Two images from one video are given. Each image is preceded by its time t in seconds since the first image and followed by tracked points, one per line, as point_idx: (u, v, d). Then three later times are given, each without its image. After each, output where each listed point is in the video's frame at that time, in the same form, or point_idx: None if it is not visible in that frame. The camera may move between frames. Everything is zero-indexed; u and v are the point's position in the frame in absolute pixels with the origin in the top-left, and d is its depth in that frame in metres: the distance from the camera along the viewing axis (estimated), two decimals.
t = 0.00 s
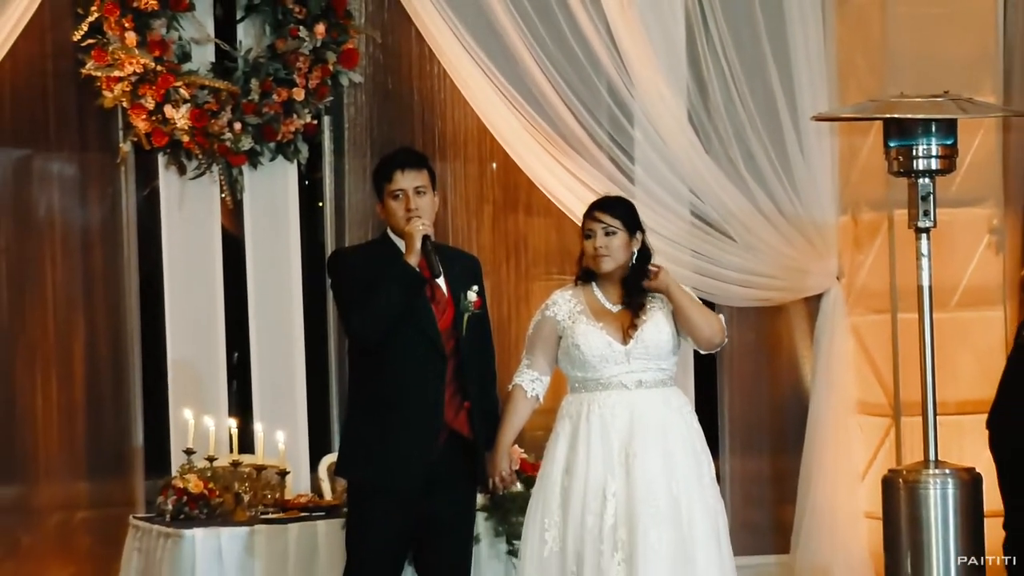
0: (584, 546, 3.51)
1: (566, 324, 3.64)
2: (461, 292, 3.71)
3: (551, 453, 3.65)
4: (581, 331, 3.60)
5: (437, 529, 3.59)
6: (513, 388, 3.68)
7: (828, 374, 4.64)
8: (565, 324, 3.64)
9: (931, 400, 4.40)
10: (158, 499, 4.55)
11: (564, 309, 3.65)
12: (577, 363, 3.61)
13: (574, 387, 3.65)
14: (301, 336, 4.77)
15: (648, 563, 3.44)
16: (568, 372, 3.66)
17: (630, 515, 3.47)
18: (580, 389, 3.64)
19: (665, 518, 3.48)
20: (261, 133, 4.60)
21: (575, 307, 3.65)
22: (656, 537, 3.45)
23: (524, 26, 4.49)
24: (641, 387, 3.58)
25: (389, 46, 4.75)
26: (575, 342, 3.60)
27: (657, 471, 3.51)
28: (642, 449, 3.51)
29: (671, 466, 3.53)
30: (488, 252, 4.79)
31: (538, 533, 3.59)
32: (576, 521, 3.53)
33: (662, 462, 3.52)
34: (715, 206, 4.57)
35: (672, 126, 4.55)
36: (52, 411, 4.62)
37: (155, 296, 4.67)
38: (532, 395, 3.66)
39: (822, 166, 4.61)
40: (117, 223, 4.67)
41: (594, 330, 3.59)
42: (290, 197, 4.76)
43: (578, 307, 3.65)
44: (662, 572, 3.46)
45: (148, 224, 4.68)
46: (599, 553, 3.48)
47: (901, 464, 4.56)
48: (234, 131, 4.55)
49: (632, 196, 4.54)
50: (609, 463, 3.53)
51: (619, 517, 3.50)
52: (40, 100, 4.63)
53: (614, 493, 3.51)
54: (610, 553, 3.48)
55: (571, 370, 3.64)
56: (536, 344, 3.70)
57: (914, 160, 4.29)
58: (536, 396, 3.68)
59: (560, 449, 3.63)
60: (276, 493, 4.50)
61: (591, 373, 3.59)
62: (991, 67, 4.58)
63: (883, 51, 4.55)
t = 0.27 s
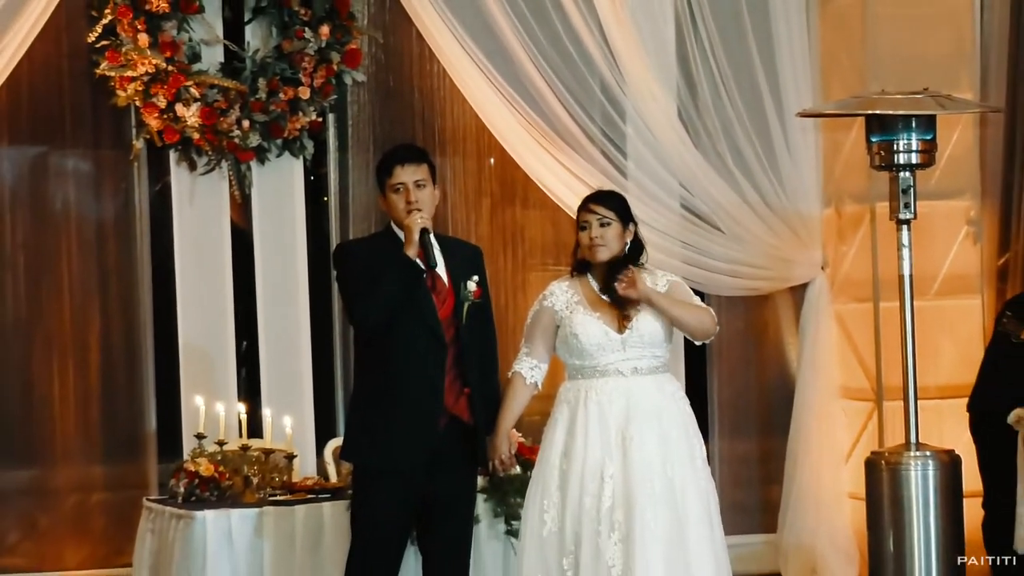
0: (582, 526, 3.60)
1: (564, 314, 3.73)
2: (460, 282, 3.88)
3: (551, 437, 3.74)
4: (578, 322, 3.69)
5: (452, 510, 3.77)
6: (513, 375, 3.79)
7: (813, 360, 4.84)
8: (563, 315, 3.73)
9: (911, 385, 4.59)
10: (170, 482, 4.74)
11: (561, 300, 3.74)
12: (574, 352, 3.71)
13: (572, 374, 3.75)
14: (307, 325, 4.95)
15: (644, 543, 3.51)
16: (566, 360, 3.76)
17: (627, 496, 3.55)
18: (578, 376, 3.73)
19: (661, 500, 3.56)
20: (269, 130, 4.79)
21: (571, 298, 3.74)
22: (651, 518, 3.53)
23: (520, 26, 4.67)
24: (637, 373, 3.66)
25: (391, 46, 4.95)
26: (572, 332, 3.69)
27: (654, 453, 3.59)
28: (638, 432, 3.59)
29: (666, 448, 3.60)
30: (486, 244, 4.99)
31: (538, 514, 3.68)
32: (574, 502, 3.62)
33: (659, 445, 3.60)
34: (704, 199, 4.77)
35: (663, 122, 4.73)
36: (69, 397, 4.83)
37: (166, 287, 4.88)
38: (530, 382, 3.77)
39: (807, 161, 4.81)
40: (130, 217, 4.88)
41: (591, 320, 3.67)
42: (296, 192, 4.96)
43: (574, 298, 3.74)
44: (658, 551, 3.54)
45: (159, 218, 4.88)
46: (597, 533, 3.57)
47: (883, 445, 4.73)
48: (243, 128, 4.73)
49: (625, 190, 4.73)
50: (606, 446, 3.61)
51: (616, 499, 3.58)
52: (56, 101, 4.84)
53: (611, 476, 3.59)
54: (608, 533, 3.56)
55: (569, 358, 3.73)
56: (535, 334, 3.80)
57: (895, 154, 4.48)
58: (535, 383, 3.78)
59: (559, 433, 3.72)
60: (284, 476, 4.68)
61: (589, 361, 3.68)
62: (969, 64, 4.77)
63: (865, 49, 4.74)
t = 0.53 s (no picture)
0: (580, 509, 3.76)
1: (562, 305, 3.90)
2: (463, 274, 4.07)
3: (550, 424, 3.90)
4: (576, 313, 3.85)
5: (451, 496, 3.95)
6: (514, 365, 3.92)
7: (801, 350, 5.05)
8: (561, 306, 3.90)
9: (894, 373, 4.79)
10: (184, 467, 4.95)
11: (560, 292, 3.91)
12: (573, 341, 3.87)
13: (571, 363, 3.91)
14: (315, 316, 5.16)
15: (640, 525, 3.68)
16: (565, 349, 3.92)
17: (624, 480, 3.71)
18: (576, 364, 3.90)
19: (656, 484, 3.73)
20: (279, 129, 4.99)
21: (569, 290, 3.90)
22: (647, 501, 3.70)
23: (517, 28, 4.84)
24: (632, 362, 3.83)
25: (395, 49, 5.18)
26: (571, 322, 3.86)
27: (649, 439, 3.75)
28: (634, 419, 3.76)
29: (661, 434, 3.77)
30: (487, 238, 5.21)
31: (538, 498, 3.85)
32: (573, 487, 3.79)
33: (653, 432, 3.76)
34: (696, 195, 4.97)
35: (657, 121, 4.92)
36: (87, 385, 5.05)
37: (180, 280, 5.08)
38: (530, 371, 3.91)
39: (794, 158, 5.02)
40: (145, 212, 5.08)
41: (589, 311, 3.84)
42: (305, 188, 5.17)
43: (572, 290, 3.90)
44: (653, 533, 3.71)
45: (174, 213, 5.09)
46: (595, 516, 3.74)
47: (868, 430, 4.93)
48: (253, 128, 4.94)
49: (620, 186, 4.91)
50: (603, 432, 3.77)
51: (613, 483, 3.74)
52: (74, 100, 5.05)
53: (608, 461, 3.76)
54: (605, 516, 3.73)
55: (568, 347, 3.90)
56: (534, 324, 3.95)
57: (879, 151, 4.67)
58: (535, 372, 3.93)
59: (558, 420, 3.88)
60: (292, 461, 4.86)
61: (586, 350, 3.85)
62: (946, 64, 5.00)
63: (849, 49, 4.93)
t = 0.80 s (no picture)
0: (576, 492, 3.92)
1: (558, 297, 4.05)
2: (467, 268, 4.15)
3: (548, 411, 4.05)
4: (572, 304, 4.00)
5: (453, 484, 4.03)
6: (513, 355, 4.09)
7: (788, 342, 5.25)
8: (558, 298, 4.06)
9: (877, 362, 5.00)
10: (197, 452, 5.17)
11: (557, 285, 4.06)
12: (569, 332, 4.03)
13: (568, 353, 4.07)
14: (323, 307, 5.40)
15: (633, 507, 3.84)
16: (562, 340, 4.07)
17: (618, 465, 3.87)
18: (572, 354, 4.06)
19: (649, 468, 3.88)
20: (288, 128, 5.21)
21: (566, 283, 4.05)
22: (640, 485, 3.86)
23: (515, 30, 5.03)
24: (626, 351, 3.98)
25: (400, 52, 5.40)
26: (567, 314, 4.01)
27: (643, 426, 3.90)
28: (628, 406, 3.91)
29: (654, 422, 3.93)
30: (487, 233, 5.43)
31: (536, 482, 4.01)
32: (570, 471, 3.94)
33: (646, 419, 3.92)
34: (688, 192, 5.18)
35: (651, 121, 5.13)
36: (105, 374, 5.27)
37: (193, 273, 5.30)
38: (528, 361, 4.07)
39: (782, 156, 5.24)
40: (160, 208, 5.30)
41: (584, 302, 3.99)
42: (313, 185, 5.39)
43: (569, 283, 4.05)
44: (645, 515, 3.87)
45: (187, 209, 5.30)
46: (591, 499, 3.89)
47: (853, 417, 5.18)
48: (263, 127, 5.16)
49: (615, 183, 5.12)
50: (599, 419, 3.93)
51: (608, 468, 3.89)
52: (92, 100, 5.27)
53: (603, 446, 3.91)
54: (600, 498, 3.88)
55: (564, 338, 4.05)
56: (532, 317, 4.12)
57: (863, 149, 4.89)
58: (533, 361, 4.10)
59: (556, 407, 4.03)
60: (302, 448, 5.06)
61: (582, 340, 4.01)
62: (927, 66, 5.24)
63: (835, 51, 5.16)
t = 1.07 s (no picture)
0: (571, 474, 4.00)
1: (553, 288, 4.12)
2: (468, 261, 4.15)
3: (545, 396, 4.13)
4: (567, 294, 4.08)
5: (452, 472, 4.02)
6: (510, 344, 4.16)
7: (775, 329, 5.51)
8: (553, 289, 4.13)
9: (860, 349, 5.26)
10: (208, 436, 5.40)
11: (552, 276, 4.14)
12: (564, 322, 4.10)
13: (564, 342, 4.14)
14: (329, 297, 5.63)
15: (624, 488, 3.91)
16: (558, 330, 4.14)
17: (610, 447, 3.95)
18: (568, 343, 4.13)
19: (640, 451, 3.96)
20: (294, 125, 5.43)
21: (560, 274, 4.13)
22: (631, 467, 3.93)
23: (514, 32, 5.24)
24: (619, 339, 4.05)
25: (402, 52, 5.63)
26: (561, 304, 4.09)
27: (635, 410, 3.98)
28: (621, 390, 3.99)
29: (646, 406, 4.01)
30: (487, 226, 5.66)
31: (532, 464, 4.09)
32: (564, 454, 4.02)
33: (638, 402, 3.99)
34: (679, 186, 5.40)
35: (643, 118, 5.33)
36: (119, 362, 5.51)
37: (204, 264, 5.53)
38: (526, 349, 4.13)
39: (769, 152, 5.46)
40: (172, 204, 5.53)
41: (577, 293, 4.07)
42: (319, 180, 5.62)
43: (563, 274, 4.12)
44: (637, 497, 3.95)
45: (198, 203, 5.54)
46: (584, 481, 3.97)
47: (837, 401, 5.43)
48: (271, 124, 5.38)
49: (609, 178, 5.33)
50: (592, 403, 4.01)
51: (601, 450, 3.98)
52: (106, 100, 5.49)
53: (597, 430, 3.99)
54: (594, 480, 3.96)
55: (560, 328, 4.13)
56: (529, 308, 4.19)
57: (845, 145, 5.12)
58: (530, 350, 4.16)
59: (551, 392, 4.12)
60: (309, 432, 5.27)
61: (577, 329, 4.08)
62: (909, 65, 5.45)
63: (820, 51, 5.36)
